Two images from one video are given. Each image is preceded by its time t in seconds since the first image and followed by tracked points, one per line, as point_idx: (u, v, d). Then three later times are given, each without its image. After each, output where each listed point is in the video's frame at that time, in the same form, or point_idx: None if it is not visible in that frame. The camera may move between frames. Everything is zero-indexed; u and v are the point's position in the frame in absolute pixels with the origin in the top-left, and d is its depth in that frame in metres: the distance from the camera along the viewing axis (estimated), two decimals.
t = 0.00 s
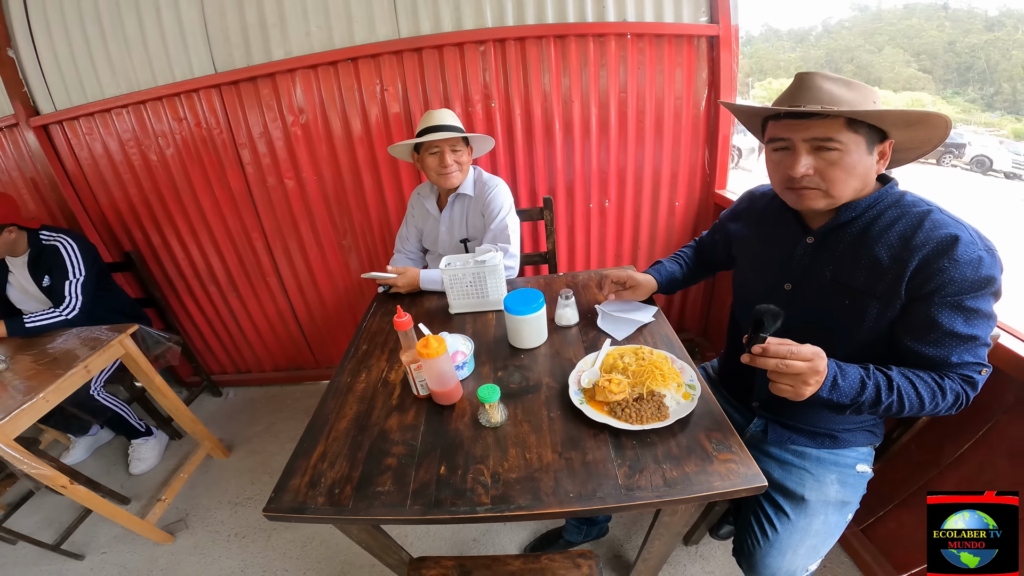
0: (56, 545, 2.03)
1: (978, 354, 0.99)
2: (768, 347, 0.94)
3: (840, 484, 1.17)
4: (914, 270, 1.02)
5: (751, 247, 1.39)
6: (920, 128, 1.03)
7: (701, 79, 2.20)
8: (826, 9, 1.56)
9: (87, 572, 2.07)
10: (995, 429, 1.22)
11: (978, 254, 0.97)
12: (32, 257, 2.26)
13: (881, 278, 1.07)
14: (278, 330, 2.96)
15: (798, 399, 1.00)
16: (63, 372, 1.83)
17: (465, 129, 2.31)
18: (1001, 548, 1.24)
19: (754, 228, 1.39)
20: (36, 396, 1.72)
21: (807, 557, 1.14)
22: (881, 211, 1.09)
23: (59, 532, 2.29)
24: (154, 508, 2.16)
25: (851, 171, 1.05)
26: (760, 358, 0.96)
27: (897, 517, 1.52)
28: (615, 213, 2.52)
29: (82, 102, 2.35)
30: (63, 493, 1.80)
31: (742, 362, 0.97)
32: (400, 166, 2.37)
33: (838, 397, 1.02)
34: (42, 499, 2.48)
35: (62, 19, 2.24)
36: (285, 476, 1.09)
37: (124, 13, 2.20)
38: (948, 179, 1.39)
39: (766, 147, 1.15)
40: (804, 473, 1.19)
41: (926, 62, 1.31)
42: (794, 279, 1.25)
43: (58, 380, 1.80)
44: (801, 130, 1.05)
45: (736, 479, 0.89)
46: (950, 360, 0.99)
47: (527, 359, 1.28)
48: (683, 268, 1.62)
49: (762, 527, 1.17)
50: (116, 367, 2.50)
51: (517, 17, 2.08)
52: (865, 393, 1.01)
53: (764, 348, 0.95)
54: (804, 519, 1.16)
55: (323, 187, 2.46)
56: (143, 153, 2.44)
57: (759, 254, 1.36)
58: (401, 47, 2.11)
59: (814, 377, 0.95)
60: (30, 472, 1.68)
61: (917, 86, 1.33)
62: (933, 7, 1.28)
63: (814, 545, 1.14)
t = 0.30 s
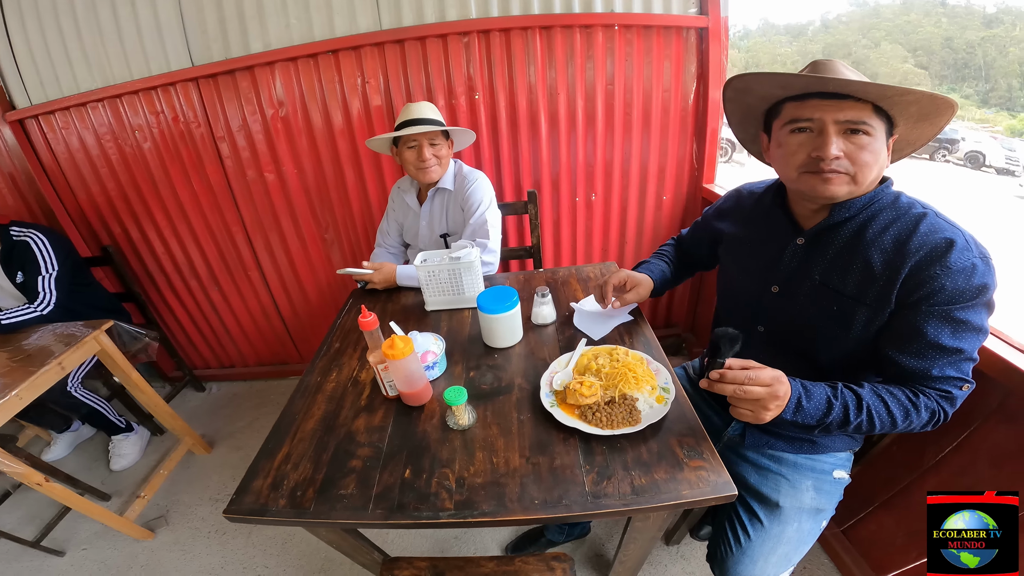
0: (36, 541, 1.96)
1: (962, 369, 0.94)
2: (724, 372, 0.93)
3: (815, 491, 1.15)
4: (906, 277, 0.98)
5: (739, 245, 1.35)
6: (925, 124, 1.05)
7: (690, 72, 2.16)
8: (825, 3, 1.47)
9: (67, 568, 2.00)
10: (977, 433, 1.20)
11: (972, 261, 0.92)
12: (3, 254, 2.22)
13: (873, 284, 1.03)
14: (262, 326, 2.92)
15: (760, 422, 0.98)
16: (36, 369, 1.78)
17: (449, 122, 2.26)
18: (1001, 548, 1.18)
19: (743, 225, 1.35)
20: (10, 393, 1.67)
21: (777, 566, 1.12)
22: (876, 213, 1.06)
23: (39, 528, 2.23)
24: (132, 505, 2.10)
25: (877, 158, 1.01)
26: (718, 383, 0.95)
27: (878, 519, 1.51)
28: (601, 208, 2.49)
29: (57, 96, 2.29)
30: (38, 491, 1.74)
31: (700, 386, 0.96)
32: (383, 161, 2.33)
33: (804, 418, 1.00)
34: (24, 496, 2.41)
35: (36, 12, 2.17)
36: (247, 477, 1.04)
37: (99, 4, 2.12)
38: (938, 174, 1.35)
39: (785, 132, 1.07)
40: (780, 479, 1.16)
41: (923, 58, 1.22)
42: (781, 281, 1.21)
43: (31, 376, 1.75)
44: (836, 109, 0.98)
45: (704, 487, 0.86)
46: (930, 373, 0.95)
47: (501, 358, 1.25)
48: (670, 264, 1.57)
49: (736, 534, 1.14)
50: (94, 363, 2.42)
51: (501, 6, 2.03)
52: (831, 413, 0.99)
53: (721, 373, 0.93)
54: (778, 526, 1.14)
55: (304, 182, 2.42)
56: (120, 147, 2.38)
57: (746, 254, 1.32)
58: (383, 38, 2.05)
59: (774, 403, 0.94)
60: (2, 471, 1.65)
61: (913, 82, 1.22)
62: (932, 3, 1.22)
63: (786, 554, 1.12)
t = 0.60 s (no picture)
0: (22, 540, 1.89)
1: (926, 367, 0.94)
2: (676, 365, 0.92)
3: (792, 493, 1.15)
4: (874, 273, 0.98)
5: (714, 244, 1.32)
6: (891, 123, 1.07)
7: (677, 69, 2.15)
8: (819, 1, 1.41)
9: (52, 568, 1.93)
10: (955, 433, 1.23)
11: (939, 255, 0.93)
12: None
13: (842, 282, 1.03)
14: (248, 324, 2.89)
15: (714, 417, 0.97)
16: (16, 368, 1.68)
17: (434, 118, 2.24)
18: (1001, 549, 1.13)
19: (717, 223, 1.32)
20: None
21: (755, 568, 1.12)
22: (846, 209, 1.05)
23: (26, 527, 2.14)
24: (116, 503, 2.02)
25: (845, 155, 1.00)
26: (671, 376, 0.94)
27: (858, 518, 1.51)
28: (588, 205, 2.48)
29: (38, 94, 2.26)
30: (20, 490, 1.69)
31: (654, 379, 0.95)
32: (368, 159, 2.31)
33: (761, 416, 0.98)
34: (10, 495, 2.32)
35: (17, 10, 2.14)
36: (218, 477, 1.03)
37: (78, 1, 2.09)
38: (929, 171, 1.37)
39: (756, 126, 1.05)
40: (757, 481, 1.16)
41: (916, 55, 1.24)
42: (755, 282, 1.19)
43: (12, 376, 1.65)
44: (807, 104, 0.98)
45: (674, 490, 0.86)
46: (893, 370, 0.95)
47: (477, 358, 1.24)
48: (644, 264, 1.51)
49: (713, 536, 1.14)
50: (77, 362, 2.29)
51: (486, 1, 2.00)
52: (788, 411, 0.97)
53: (673, 366, 0.92)
54: (755, 529, 1.13)
55: (288, 179, 2.39)
56: (102, 146, 2.35)
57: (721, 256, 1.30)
58: (367, 35, 2.03)
59: (727, 397, 0.93)
60: None
61: (907, 79, 1.25)
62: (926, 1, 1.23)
63: (764, 556, 1.12)
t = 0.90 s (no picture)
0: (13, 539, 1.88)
1: (888, 362, 0.94)
2: (634, 369, 0.91)
3: (770, 501, 1.15)
4: (824, 269, 0.98)
5: (672, 253, 1.28)
6: (823, 119, 1.06)
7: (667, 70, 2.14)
8: None
9: (43, 568, 1.92)
10: (941, 438, 1.22)
11: (887, 245, 0.93)
12: None
13: (796, 281, 1.02)
14: (239, 325, 2.89)
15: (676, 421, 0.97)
16: (5, 370, 1.65)
17: (422, 121, 2.23)
18: (1002, 547, 1.09)
19: (672, 232, 1.27)
20: None
21: None
22: (791, 205, 1.06)
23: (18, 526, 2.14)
24: (105, 504, 2.01)
25: (777, 154, 0.99)
26: (630, 380, 0.94)
27: (843, 523, 1.51)
28: (578, 206, 2.48)
29: (29, 98, 2.26)
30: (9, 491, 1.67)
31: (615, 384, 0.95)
32: (356, 162, 2.31)
33: (726, 418, 0.98)
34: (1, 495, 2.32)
35: (6, 12, 2.14)
36: (194, 479, 1.03)
37: (67, 4, 2.08)
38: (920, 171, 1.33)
39: (687, 132, 1.04)
40: (735, 488, 1.16)
41: (916, 55, 1.23)
42: (715, 289, 1.17)
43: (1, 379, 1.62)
44: (731, 106, 0.97)
45: (644, 499, 0.86)
46: (857, 369, 0.95)
47: (456, 363, 1.25)
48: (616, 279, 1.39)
49: (692, 544, 1.15)
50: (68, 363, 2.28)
51: (475, 2, 1.99)
52: (754, 412, 0.97)
53: (632, 370, 0.92)
54: (733, 536, 1.14)
55: (277, 181, 2.39)
56: (92, 148, 2.34)
57: (680, 265, 1.26)
58: (355, 37, 2.02)
59: (688, 400, 0.93)
60: None
61: (908, 79, 1.27)
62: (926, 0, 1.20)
63: (741, 564, 1.13)
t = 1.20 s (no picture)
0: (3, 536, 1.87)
1: (866, 365, 0.93)
2: (614, 357, 0.90)
3: (751, 511, 1.14)
4: (799, 270, 0.97)
5: (653, 253, 1.27)
6: (796, 112, 1.04)
7: (663, 71, 2.13)
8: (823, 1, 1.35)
9: (30, 565, 1.91)
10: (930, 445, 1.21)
11: (862, 245, 0.92)
12: None
13: (771, 282, 1.01)
14: (232, 323, 2.88)
15: (655, 412, 0.96)
16: None
17: (415, 121, 2.22)
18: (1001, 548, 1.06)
19: (654, 231, 1.26)
20: None
21: None
22: (766, 205, 1.05)
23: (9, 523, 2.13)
24: (94, 501, 2.00)
25: (749, 156, 0.98)
26: (610, 369, 0.92)
27: (832, 530, 1.50)
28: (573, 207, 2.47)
29: (22, 95, 2.25)
30: None
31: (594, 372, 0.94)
32: (349, 161, 2.30)
33: (705, 413, 0.97)
34: None
35: None
36: (173, 480, 1.02)
37: (61, 3, 2.07)
38: (915, 172, 1.31)
39: (657, 141, 1.04)
40: (717, 497, 1.15)
41: (919, 57, 1.19)
42: (694, 290, 1.16)
43: None
44: (695, 112, 0.96)
45: (624, 508, 0.85)
46: (835, 373, 0.94)
47: (441, 366, 1.24)
48: (599, 280, 1.39)
49: (671, 552, 1.14)
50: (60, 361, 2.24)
51: (469, 2, 1.98)
52: (734, 408, 0.96)
53: (612, 358, 0.90)
54: (713, 546, 1.13)
55: (270, 180, 2.37)
56: (85, 146, 2.33)
57: (660, 265, 1.26)
58: (347, 37, 2.01)
59: (667, 392, 0.91)
60: None
61: (909, 82, 1.23)
62: (931, 2, 1.16)
63: (718, 573, 1.13)
